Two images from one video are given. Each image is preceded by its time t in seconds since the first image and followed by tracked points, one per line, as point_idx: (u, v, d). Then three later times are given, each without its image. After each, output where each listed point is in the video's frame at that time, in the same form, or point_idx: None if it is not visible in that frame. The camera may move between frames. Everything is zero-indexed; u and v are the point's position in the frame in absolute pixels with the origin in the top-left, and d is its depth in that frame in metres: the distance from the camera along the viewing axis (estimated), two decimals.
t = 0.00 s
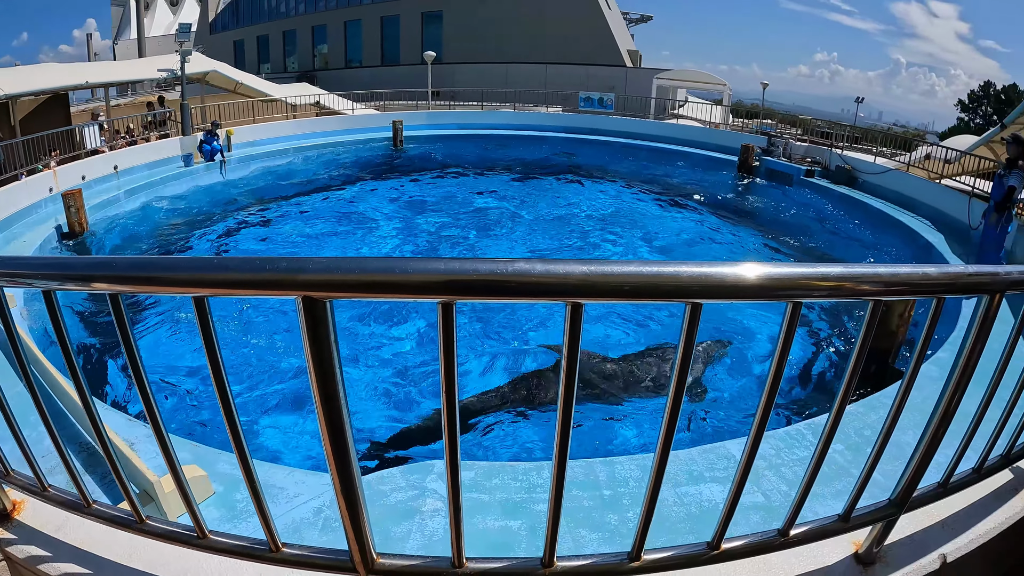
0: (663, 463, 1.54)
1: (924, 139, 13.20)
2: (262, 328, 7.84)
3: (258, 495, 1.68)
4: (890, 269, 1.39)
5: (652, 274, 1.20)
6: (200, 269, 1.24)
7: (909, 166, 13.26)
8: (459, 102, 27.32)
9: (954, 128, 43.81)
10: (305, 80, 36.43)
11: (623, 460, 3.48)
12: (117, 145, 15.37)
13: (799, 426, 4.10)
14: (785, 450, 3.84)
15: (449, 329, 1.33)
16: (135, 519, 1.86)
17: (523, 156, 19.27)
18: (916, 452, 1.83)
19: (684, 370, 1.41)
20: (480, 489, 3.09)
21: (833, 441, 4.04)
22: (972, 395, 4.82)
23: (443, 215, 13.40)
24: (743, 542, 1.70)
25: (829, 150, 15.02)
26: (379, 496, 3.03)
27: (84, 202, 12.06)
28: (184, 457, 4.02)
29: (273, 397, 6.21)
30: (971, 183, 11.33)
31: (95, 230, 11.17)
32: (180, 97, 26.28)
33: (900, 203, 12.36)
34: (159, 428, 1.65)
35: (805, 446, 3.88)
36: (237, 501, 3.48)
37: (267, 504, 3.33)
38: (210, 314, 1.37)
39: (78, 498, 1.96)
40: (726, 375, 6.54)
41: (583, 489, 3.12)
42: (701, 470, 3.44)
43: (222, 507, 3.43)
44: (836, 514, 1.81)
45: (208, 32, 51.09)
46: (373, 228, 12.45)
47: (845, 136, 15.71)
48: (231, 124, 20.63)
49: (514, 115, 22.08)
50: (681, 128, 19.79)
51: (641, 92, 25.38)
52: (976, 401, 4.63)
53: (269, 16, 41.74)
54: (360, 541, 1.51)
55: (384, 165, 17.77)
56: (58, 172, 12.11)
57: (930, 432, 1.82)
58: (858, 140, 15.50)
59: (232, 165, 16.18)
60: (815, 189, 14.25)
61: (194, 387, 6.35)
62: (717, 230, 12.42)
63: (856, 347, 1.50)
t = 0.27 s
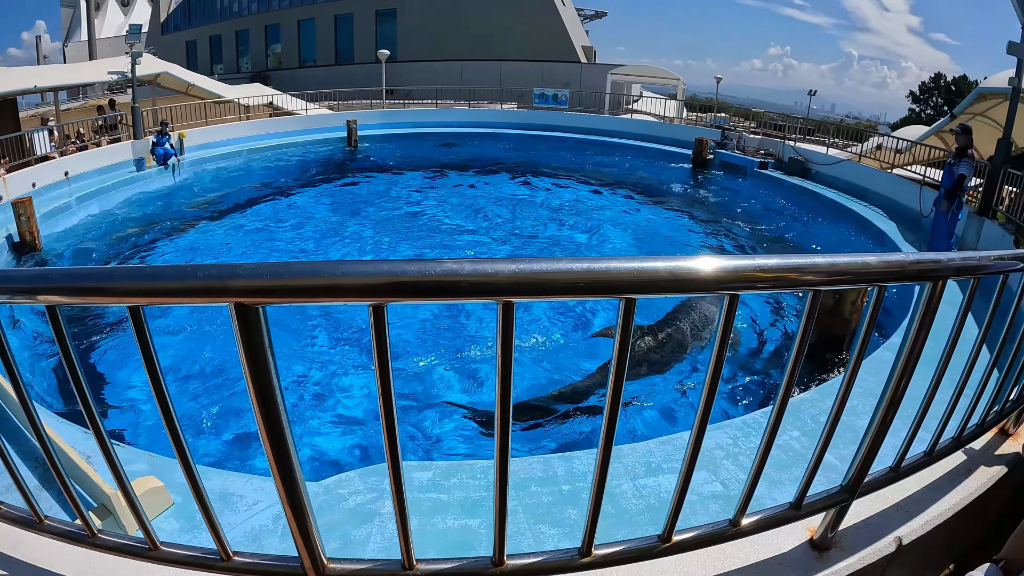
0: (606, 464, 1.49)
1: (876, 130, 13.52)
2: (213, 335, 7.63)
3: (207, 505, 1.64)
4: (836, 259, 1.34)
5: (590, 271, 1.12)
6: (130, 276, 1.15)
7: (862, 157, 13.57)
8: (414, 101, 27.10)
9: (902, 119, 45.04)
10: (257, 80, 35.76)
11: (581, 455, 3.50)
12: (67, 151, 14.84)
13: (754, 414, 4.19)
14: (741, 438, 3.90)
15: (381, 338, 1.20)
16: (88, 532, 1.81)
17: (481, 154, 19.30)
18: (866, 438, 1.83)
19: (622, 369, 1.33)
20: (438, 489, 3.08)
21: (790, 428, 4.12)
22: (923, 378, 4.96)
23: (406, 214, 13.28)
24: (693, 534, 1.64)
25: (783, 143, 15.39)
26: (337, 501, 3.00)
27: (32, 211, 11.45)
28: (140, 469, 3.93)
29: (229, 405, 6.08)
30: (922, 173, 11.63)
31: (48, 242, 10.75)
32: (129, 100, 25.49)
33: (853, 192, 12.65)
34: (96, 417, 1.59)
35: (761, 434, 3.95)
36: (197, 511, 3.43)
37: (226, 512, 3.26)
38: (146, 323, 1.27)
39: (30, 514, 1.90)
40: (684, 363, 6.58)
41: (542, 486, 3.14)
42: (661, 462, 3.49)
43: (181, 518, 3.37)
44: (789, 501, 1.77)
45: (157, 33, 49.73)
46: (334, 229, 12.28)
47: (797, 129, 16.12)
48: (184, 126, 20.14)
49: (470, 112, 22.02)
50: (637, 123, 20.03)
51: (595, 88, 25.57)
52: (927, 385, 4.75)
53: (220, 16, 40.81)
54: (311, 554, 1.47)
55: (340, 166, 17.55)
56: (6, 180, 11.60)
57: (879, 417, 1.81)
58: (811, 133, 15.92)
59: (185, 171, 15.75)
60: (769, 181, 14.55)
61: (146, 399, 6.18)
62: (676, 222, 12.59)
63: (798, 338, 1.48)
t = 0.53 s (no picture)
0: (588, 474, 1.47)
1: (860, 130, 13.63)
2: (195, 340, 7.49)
3: (188, 516, 1.62)
4: (816, 263, 1.36)
5: (571, 281, 1.12)
6: (104, 288, 1.13)
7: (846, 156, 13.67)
8: (399, 103, 27.02)
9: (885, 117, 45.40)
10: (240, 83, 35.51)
11: (567, 458, 3.50)
12: (50, 155, 14.67)
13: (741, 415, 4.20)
14: (727, 439, 3.91)
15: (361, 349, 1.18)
16: (71, 545, 1.79)
17: (466, 156, 19.31)
18: (851, 439, 1.86)
19: (602, 384, 1.28)
20: (425, 495, 3.07)
21: (776, 428, 4.15)
22: (909, 377, 5.01)
23: (392, 217, 13.23)
24: (680, 539, 1.63)
25: (766, 143, 15.52)
26: (322, 508, 2.98)
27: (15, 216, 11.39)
28: (124, 477, 3.89)
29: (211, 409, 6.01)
30: (905, 172, 11.73)
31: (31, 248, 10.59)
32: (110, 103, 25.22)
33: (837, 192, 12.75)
34: (73, 423, 1.57)
35: (747, 435, 3.97)
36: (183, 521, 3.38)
37: (211, 520, 3.23)
38: (122, 336, 1.24)
39: (13, 527, 1.87)
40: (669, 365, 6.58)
41: (529, 490, 3.13)
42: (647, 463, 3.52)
43: (167, 526, 3.32)
44: (775, 504, 1.79)
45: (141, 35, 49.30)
46: (319, 232, 12.22)
47: (780, 129, 16.26)
48: (167, 130, 19.98)
49: (454, 114, 22.00)
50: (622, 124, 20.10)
51: (580, 89, 25.64)
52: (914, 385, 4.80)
53: (203, 18, 40.47)
54: (296, 565, 1.45)
55: (323, 169, 17.45)
56: None
57: (865, 418, 1.84)
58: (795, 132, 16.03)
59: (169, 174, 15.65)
60: (753, 181, 14.63)
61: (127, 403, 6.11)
62: (662, 224, 12.59)
63: (781, 342, 1.50)
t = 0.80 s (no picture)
0: (583, 493, 1.46)
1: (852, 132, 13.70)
2: (189, 344, 7.49)
3: (188, 533, 1.63)
4: (809, 279, 1.39)
5: (567, 301, 1.14)
6: (102, 310, 1.15)
7: (838, 159, 13.74)
8: (393, 105, 27.00)
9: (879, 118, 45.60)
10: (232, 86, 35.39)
11: (562, 464, 3.52)
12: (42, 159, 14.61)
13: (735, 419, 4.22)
14: (722, 444, 3.93)
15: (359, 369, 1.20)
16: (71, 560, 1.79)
17: (460, 159, 19.32)
18: (844, 448, 1.90)
19: (597, 403, 1.29)
20: (421, 502, 3.08)
21: (771, 432, 4.17)
22: (903, 380, 5.05)
23: (386, 220, 13.22)
24: (676, 548, 1.64)
25: (759, 146, 15.59)
26: (319, 516, 2.98)
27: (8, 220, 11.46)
28: (121, 485, 3.87)
29: (203, 415, 5.99)
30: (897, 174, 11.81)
31: (24, 251, 10.55)
32: (102, 106, 25.11)
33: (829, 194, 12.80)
34: (69, 438, 1.57)
35: (742, 439, 3.99)
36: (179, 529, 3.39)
37: (207, 528, 3.22)
38: (120, 356, 1.25)
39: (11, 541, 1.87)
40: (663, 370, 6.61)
41: (524, 496, 3.15)
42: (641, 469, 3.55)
43: (163, 535, 3.33)
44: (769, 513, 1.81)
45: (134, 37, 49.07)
46: (312, 236, 12.18)
47: (773, 132, 16.34)
48: (159, 133, 19.91)
49: (447, 117, 22.00)
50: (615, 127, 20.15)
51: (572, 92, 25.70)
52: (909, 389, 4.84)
53: (195, 21, 40.33)
54: None
55: (316, 173, 17.42)
56: None
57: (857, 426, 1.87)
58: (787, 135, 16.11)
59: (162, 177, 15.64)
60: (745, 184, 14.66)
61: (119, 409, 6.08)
62: (656, 226, 12.63)
63: (775, 355, 1.53)
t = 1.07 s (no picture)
0: (581, 502, 1.45)
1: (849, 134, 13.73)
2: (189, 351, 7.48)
3: (187, 542, 1.62)
4: (808, 287, 1.40)
5: (567, 312, 1.14)
6: (101, 321, 1.15)
7: (836, 161, 13.76)
8: (391, 108, 26.99)
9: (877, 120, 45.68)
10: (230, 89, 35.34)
11: (561, 468, 3.51)
12: (40, 161, 14.59)
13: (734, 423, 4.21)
14: (720, 447, 3.93)
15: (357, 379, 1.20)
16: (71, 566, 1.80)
17: (458, 162, 19.33)
18: (843, 452, 1.90)
19: (597, 413, 1.29)
20: (419, 507, 3.08)
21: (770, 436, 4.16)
22: (902, 383, 5.06)
23: (384, 223, 13.20)
24: (676, 555, 1.64)
25: (757, 148, 15.61)
26: (317, 520, 2.98)
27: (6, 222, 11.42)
28: (119, 489, 3.86)
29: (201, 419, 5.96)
30: (895, 176, 11.83)
31: (22, 253, 10.54)
32: (101, 109, 25.10)
33: (828, 196, 12.83)
34: (68, 445, 1.57)
35: (740, 443, 3.98)
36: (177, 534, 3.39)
37: (205, 533, 3.22)
38: (118, 365, 1.26)
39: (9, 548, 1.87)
40: (664, 374, 6.60)
41: (523, 500, 3.15)
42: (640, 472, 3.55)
43: (161, 540, 3.32)
44: (767, 518, 1.81)
45: (133, 40, 49.11)
46: (312, 238, 12.17)
47: (770, 133, 16.35)
48: (157, 135, 19.88)
49: (445, 119, 22.01)
50: (613, 129, 20.18)
51: (571, 94, 25.71)
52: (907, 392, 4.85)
53: (193, 23, 40.27)
54: None
55: (314, 175, 17.42)
56: None
57: (856, 431, 1.88)
58: (784, 137, 16.14)
59: (160, 180, 15.63)
60: (743, 186, 14.69)
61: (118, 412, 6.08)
62: (655, 229, 12.64)
63: (775, 361, 1.53)
